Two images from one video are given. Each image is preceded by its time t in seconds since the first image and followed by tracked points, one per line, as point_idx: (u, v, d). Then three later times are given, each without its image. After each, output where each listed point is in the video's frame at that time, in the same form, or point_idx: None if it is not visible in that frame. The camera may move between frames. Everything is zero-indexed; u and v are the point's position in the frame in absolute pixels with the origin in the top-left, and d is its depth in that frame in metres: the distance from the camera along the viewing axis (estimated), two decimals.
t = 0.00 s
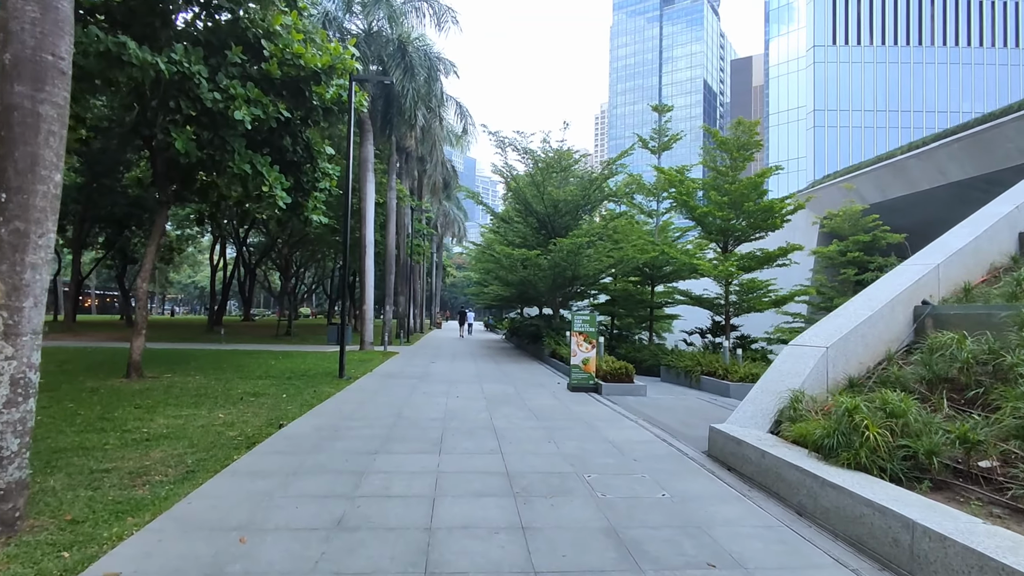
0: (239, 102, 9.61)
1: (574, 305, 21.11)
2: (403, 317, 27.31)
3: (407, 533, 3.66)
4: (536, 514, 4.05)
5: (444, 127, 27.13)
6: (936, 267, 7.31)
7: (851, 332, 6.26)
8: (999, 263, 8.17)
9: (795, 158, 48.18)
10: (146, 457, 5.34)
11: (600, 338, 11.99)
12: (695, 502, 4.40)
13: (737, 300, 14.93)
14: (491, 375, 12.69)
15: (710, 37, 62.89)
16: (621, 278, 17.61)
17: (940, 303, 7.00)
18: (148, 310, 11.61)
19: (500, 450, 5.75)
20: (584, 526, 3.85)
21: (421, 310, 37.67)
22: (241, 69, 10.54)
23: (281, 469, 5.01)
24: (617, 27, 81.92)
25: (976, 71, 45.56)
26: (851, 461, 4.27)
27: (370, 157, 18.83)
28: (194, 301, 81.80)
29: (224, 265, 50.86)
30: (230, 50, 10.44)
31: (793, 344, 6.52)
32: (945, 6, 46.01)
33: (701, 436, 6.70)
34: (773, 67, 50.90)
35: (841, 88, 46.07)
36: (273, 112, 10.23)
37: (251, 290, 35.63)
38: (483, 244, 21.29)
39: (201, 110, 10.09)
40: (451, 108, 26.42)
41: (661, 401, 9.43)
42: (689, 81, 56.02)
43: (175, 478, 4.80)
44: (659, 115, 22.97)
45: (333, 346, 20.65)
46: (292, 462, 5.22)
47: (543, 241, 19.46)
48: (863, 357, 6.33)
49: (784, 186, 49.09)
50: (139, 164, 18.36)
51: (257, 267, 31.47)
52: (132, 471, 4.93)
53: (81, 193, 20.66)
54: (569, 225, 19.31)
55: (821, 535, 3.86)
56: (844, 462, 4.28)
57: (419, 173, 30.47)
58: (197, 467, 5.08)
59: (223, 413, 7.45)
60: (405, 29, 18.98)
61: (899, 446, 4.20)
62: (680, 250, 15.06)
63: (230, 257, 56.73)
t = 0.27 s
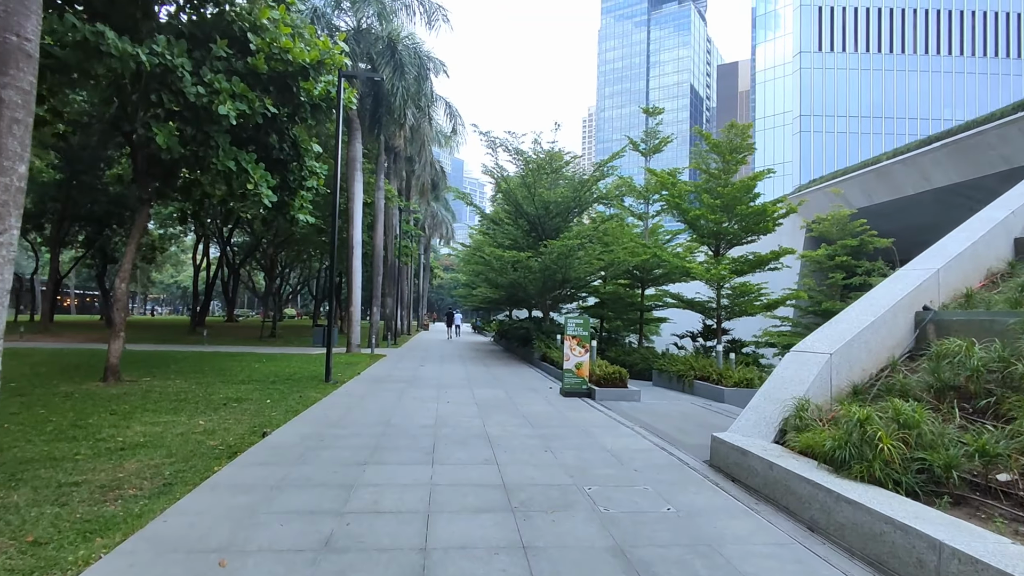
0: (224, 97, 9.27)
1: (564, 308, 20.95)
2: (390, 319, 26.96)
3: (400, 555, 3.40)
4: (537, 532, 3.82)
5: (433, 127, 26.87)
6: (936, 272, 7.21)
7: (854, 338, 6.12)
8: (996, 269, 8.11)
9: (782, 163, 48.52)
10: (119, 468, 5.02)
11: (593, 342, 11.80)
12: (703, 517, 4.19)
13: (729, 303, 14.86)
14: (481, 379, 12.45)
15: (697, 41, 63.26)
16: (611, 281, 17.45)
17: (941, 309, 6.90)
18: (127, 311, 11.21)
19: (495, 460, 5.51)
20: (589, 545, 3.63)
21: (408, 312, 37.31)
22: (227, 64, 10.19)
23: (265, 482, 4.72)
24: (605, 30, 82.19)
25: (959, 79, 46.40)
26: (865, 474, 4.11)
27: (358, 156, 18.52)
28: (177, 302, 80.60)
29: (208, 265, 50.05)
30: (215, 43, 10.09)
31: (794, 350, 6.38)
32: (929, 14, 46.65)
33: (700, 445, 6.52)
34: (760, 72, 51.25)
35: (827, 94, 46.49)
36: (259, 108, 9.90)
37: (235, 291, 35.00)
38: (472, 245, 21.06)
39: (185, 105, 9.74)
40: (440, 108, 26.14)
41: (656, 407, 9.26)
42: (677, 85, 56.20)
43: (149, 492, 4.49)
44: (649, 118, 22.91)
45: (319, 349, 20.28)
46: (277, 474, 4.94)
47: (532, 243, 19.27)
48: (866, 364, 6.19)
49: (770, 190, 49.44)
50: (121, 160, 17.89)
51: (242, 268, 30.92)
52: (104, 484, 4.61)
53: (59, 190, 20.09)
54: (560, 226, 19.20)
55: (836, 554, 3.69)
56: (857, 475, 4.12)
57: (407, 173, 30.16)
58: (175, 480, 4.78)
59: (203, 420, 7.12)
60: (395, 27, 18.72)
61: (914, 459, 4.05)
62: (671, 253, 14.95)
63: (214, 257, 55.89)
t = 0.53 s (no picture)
0: (201, 88, 8.88)
1: (548, 312, 20.74)
2: (372, 322, 26.52)
3: None
4: (532, 552, 3.55)
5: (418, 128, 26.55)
6: (932, 278, 7.11)
7: (852, 345, 5.96)
8: (987, 277, 8.05)
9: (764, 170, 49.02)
10: (77, 481, 4.64)
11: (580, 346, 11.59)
12: (706, 534, 3.97)
13: (715, 309, 14.78)
14: (465, 383, 12.18)
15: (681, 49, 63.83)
16: (597, 284, 17.27)
17: (937, 315, 6.80)
18: (95, 310, 10.71)
19: (483, 471, 5.24)
20: (588, 568, 3.38)
21: (390, 315, 36.84)
22: (204, 54, 9.79)
23: (236, 497, 4.38)
24: (590, 36, 82.65)
25: (935, 91, 47.44)
26: (874, 488, 3.91)
27: (341, 155, 18.13)
28: (153, 302, 79.00)
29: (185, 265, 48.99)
30: (192, 32, 9.69)
31: (791, 357, 6.23)
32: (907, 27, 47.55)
33: (694, 454, 6.32)
34: (743, 80, 51.79)
35: (808, 103, 47.12)
36: (238, 101, 9.52)
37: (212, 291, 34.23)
38: (457, 247, 20.78)
39: (158, 96, 9.29)
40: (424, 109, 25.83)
41: (645, 414, 9.05)
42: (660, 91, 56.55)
43: (108, 507, 4.12)
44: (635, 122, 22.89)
45: (298, 351, 19.80)
46: (250, 488, 4.61)
47: (518, 246, 19.05)
48: (863, 372, 6.03)
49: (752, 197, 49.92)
50: (94, 155, 17.29)
51: (220, 268, 30.21)
52: (59, 498, 4.24)
53: (28, 185, 19.37)
54: (546, 229, 19.06)
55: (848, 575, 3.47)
56: (866, 490, 3.91)
57: (390, 174, 29.77)
58: (137, 494, 4.42)
59: (173, 427, 6.72)
60: (380, 24, 18.43)
61: (925, 473, 3.86)
62: (658, 258, 14.83)
63: (192, 256, 54.77)
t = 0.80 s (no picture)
0: (173, 78, 8.46)
1: (530, 316, 20.52)
2: (351, 324, 26.02)
3: None
4: None
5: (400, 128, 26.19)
6: (924, 287, 7.03)
7: (848, 355, 5.82)
8: (974, 286, 8.01)
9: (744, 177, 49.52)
10: (25, 500, 4.24)
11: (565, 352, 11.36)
12: (708, 557, 3.74)
13: (699, 315, 14.68)
14: (447, 389, 11.87)
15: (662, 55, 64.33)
16: (580, 288, 17.07)
17: (930, 325, 6.70)
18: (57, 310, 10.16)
19: (470, 487, 4.96)
20: None
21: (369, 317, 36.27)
22: (177, 44, 9.35)
23: (201, 517, 4.03)
24: (572, 41, 82.99)
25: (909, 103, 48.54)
26: (883, 508, 3.72)
27: (320, 153, 17.70)
28: (124, 301, 76.99)
29: (158, 264, 47.75)
30: (164, 21, 9.24)
31: (786, 367, 6.06)
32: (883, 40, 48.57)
33: (687, 466, 6.12)
34: (723, 88, 52.31)
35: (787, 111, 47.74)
36: (213, 93, 9.10)
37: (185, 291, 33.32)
38: (439, 249, 20.46)
39: (128, 86, 8.82)
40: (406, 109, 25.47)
41: (632, 422, 8.85)
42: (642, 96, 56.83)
43: (57, 530, 3.73)
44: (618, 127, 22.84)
45: (273, 354, 19.27)
46: (218, 506, 4.25)
47: (501, 248, 18.79)
48: (859, 383, 5.89)
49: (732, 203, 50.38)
50: (63, 148, 16.61)
51: (194, 267, 29.40)
52: (2, 521, 3.84)
53: None
54: (530, 232, 18.84)
55: None
56: (874, 509, 3.72)
57: (371, 174, 29.33)
58: (91, 514, 4.04)
59: (136, 437, 6.30)
60: (363, 21, 18.07)
61: (936, 493, 3.69)
62: (642, 263, 14.70)
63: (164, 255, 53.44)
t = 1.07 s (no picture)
0: (142, 64, 8.01)
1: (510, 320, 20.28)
2: (325, 326, 25.44)
3: None
4: None
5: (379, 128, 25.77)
6: (913, 294, 6.98)
7: (842, 362, 5.70)
8: (959, 294, 8.02)
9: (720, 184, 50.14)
10: None
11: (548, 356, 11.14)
12: None
13: (680, 320, 14.63)
14: (426, 394, 11.54)
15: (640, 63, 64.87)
16: (561, 292, 16.89)
17: (921, 333, 6.65)
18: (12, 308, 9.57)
19: (457, 499, 4.68)
20: None
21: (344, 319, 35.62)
22: (147, 30, 8.88)
23: (164, 535, 3.67)
24: (552, 47, 83.25)
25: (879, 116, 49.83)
26: (895, 523, 3.56)
27: (297, 150, 17.21)
28: (89, 301, 74.56)
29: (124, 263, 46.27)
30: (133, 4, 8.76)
31: (780, 374, 5.92)
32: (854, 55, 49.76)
33: (679, 475, 5.92)
34: (700, 97, 52.95)
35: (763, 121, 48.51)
36: (185, 82, 8.67)
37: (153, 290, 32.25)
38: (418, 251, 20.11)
39: (93, 72, 8.33)
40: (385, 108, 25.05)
41: (619, 429, 8.65)
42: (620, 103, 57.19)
43: None
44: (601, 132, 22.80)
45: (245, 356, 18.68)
46: (184, 522, 3.90)
47: (481, 251, 18.53)
48: (853, 391, 5.78)
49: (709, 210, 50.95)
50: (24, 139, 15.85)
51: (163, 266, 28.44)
52: None
53: None
54: (511, 235, 18.62)
55: None
56: (885, 524, 3.56)
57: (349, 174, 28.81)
58: (41, 532, 3.65)
59: (94, 444, 5.85)
60: (342, 17, 17.69)
61: (948, 507, 3.55)
62: (624, 268, 14.61)
63: (131, 253, 51.83)
